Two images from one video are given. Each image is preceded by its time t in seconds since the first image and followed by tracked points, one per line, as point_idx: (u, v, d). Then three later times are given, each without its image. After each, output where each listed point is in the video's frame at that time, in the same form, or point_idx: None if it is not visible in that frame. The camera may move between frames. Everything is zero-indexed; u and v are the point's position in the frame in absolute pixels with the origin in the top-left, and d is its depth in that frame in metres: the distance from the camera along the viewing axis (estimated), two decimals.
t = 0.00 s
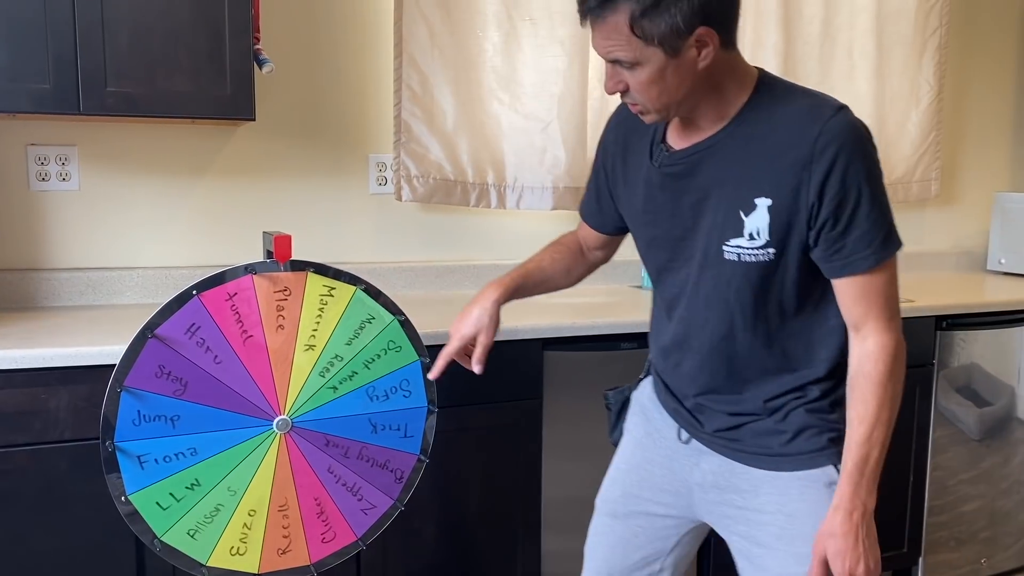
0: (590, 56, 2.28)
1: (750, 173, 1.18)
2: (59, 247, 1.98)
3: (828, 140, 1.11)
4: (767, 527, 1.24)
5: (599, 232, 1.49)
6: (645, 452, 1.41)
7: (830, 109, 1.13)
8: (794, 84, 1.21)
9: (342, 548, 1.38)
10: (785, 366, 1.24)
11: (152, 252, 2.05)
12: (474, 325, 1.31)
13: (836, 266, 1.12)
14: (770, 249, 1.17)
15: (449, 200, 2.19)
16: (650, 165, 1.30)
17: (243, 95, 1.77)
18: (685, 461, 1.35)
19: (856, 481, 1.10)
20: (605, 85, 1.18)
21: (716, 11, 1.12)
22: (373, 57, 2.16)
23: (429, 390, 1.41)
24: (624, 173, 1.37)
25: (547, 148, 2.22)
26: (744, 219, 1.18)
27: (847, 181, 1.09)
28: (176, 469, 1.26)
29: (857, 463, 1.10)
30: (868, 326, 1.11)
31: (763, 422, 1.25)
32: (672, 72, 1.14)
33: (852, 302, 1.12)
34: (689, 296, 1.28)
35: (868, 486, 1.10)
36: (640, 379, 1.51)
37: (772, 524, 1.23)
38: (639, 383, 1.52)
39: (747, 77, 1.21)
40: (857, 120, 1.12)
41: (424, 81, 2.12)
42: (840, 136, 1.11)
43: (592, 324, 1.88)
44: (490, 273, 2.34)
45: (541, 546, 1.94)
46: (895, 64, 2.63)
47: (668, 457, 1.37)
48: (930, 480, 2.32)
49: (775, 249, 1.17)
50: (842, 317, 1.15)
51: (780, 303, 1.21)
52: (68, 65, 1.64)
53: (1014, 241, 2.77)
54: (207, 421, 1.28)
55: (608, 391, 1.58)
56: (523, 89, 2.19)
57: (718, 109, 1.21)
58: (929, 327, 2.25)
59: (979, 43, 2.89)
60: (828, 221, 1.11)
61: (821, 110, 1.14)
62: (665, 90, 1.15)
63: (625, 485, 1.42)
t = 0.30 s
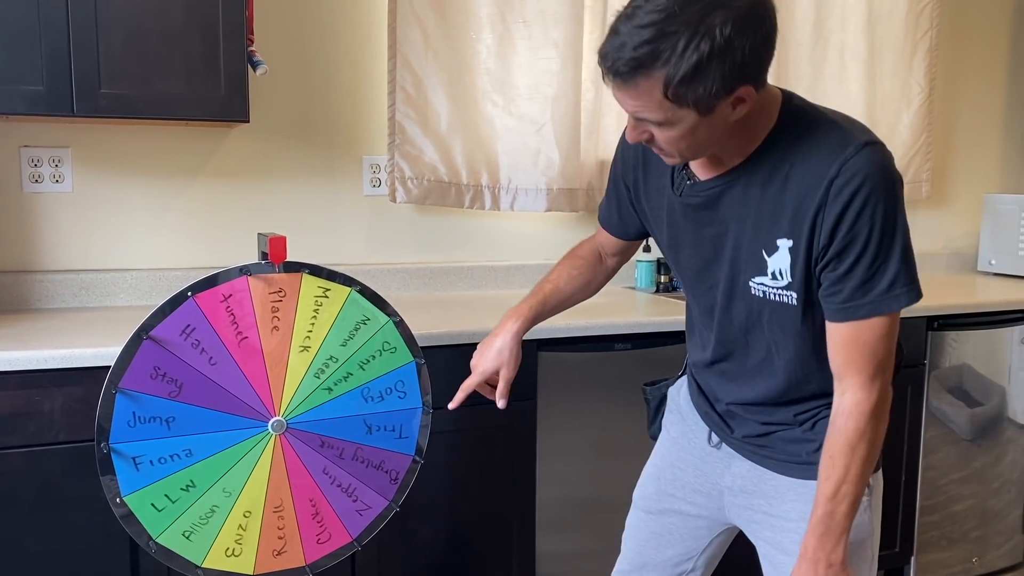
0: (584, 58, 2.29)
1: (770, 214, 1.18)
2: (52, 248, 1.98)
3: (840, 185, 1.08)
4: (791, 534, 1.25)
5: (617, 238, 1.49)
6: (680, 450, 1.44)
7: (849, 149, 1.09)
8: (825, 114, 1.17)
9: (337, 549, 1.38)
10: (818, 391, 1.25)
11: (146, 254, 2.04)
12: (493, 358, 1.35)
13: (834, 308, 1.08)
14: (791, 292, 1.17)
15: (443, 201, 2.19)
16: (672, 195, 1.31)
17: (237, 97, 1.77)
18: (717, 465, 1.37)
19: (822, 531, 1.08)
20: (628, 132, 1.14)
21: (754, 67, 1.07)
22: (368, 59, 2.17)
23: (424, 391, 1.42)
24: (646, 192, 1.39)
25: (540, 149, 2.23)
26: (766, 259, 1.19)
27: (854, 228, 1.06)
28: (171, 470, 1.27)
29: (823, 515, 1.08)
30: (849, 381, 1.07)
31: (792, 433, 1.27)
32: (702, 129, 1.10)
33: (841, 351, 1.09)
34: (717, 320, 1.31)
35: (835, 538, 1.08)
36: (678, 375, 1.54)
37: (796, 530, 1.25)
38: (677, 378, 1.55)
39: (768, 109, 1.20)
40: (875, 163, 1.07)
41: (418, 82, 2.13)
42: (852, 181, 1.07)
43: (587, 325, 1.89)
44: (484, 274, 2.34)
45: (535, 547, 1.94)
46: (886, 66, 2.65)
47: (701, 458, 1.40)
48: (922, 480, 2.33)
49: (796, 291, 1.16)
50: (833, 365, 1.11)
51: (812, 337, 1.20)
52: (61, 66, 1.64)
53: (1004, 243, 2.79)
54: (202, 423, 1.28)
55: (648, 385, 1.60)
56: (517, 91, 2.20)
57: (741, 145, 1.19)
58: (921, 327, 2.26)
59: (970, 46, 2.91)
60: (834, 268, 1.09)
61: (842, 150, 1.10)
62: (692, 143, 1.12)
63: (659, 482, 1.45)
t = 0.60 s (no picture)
0: (579, 58, 2.29)
1: (755, 224, 1.20)
2: (48, 249, 1.97)
3: (825, 197, 1.12)
4: (778, 526, 1.26)
5: (587, 247, 1.49)
6: (663, 443, 1.46)
7: (832, 161, 1.13)
8: (803, 127, 1.21)
9: (335, 549, 1.38)
10: (803, 391, 1.28)
11: (142, 254, 2.04)
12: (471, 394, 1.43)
13: (820, 313, 1.12)
14: (778, 299, 1.20)
15: (439, 201, 2.19)
16: (656, 208, 1.32)
17: (233, 97, 1.77)
18: (701, 458, 1.39)
19: (809, 527, 1.11)
20: (615, 151, 1.17)
21: (740, 88, 1.11)
22: (364, 59, 2.17)
23: (421, 391, 1.42)
24: (626, 202, 1.40)
25: (536, 149, 2.23)
26: (752, 268, 1.21)
27: (840, 237, 1.10)
28: (168, 470, 1.26)
29: (811, 511, 1.11)
30: (837, 381, 1.12)
31: (776, 426, 1.29)
32: (688, 148, 1.14)
33: (827, 354, 1.13)
34: (700, 327, 1.33)
35: (822, 533, 1.11)
36: (659, 371, 1.57)
37: (780, 520, 1.26)
38: (658, 374, 1.58)
39: (751, 123, 1.22)
40: (857, 176, 1.11)
41: (414, 82, 2.13)
42: (837, 193, 1.11)
43: (583, 325, 1.90)
44: (480, 274, 2.34)
45: (531, 548, 1.94)
46: (881, 67, 2.66)
47: (684, 452, 1.42)
48: (917, 480, 2.34)
49: (782, 299, 1.19)
50: (818, 366, 1.16)
51: (796, 342, 1.24)
52: (57, 66, 1.64)
53: (997, 243, 2.80)
54: (199, 423, 1.28)
55: (629, 381, 1.63)
56: (513, 91, 2.20)
57: (723, 160, 1.21)
58: (916, 327, 2.27)
59: (963, 47, 2.92)
60: (821, 276, 1.13)
61: (826, 161, 1.14)
62: (678, 161, 1.15)
63: (642, 475, 1.46)
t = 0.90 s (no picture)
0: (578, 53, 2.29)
1: (739, 216, 1.21)
2: (46, 245, 1.96)
3: (808, 188, 1.14)
4: (764, 513, 1.27)
5: (562, 252, 1.48)
6: (643, 436, 1.45)
7: (814, 152, 1.15)
8: (781, 119, 1.23)
9: (334, 544, 1.37)
10: (784, 380, 1.30)
11: (140, 251, 2.03)
12: (439, 414, 1.41)
13: (804, 301, 1.15)
14: (763, 290, 1.21)
15: (438, 198, 2.19)
16: (639, 205, 1.31)
17: (232, 93, 1.77)
18: (684, 449, 1.39)
19: (798, 512, 1.12)
20: (601, 146, 1.17)
21: (725, 83, 1.12)
22: (362, 56, 2.17)
23: (421, 386, 1.42)
24: (606, 199, 1.38)
25: (535, 146, 2.23)
26: (736, 260, 1.22)
27: (824, 227, 1.12)
28: (168, 465, 1.26)
29: (801, 496, 1.12)
30: (823, 366, 1.14)
31: (761, 414, 1.31)
32: (674, 142, 1.14)
33: (811, 340, 1.15)
34: (683, 321, 1.33)
35: (811, 517, 1.12)
36: (637, 366, 1.57)
37: (767, 508, 1.27)
38: (635, 369, 1.58)
39: (732, 119, 1.23)
40: (838, 166, 1.13)
41: (413, 78, 2.12)
42: (820, 184, 1.13)
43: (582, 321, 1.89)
44: (479, 271, 2.33)
45: (530, 544, 1.94)
46: (878, 63, 2.66)
47: (666, 443, 1.42)
48: (915, 476, 2.34)
49: (768, 289, 1.20)
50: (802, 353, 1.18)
51: (779, 333, 1.25)
52: (54, 61, 1.63)
53: (994, 239, 2.81)
54: (198, 418, 1.27)
55: (606, 377, 1.62)
56: (511, 87, 2.20)
57: (705, 154, 1.22)
58: (914, 322, 2.27)
59: (959, 44, 2.93)
60: (806, 265, 1.15)
61: (807, 153, 1.16)
62: (664, 155, 1.16)
63: (621, 468, 1.45)
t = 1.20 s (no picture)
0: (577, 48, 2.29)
1: (732, 212, 1.21)
2: (45, 241, 1.96)
3: (801, 182, 1.15)
4: (759, 504, 1.27)
5: (541, 257, 1.46)
6: (636, 430, 1.45)
7: (805, 147, 1.17)
8: (769, 116, 1.24)
9: (336, 539, 1.37)
10: (776, 374, 1.30)
11: (139, 247, 2.03)
12: (403, 417, 1.37)
13: (798, 293, 1.16)
14: (758, 284, 1.21)
15: (437, 193, 2.19)
16: (632, 206, 1.30)
17: (231, 88, 1.76)
18: (677, 443, 1.39)
19: (796, 502, 1.12)
20: (594, 148, 1.17)
21: (719, 82, 1.12)
22: (361, 51, 2.16)
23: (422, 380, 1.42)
24: (595, 202, 1.36)
25: (534, 141, 2.23)
26: (731, 256, 1.22)
27: (817, 219, 1.13)
28: (168, 460, 1.26)
29: (799, 486, 1.13)
30: (818, 357, 1.15)
31: (755, 408, 1.31)
32: (668, 141, 1.14)
33: (807, 332, 1.15)
34: (678, 320, 1.32)
35: (808, 508, 1.12)
36: (626, 362, 1.56)
37: (762, 501, 1.27)
38: (625, 366, 1.57)
39: (722, 120, 1.24)
40: (829, 159, 1.15)
41: (412, 74, 2.12)
42: (812, 178, 1.14)
43: (582, 316, 1.89)
44: (478, 267, 2.33)
45: (531, 539, 1.94)
46: (877, 58, 2.66)
47: (659, 438, 1.42)
48: (915, 472, 2.35)
49: (763, 284, 1.21)
50: (796, 346, 1.18)
51: (773, 328, 1.26)
52: (54, 56, 1.63)
53: (993, 235, 2.81)
54: (198, 413, 1.27)
55: (595, 375, 1.62)
56: (510, 83, 2.20)
57: (698, 154, 1.21)
58: (914, 318, 2.27)
59: (957, 41, 2.93)
60: (801, 257, 1.15)
61: (799, 148, 1.17)
62: (657, 154, 1.15)
63: (613, 463, 1.45)
